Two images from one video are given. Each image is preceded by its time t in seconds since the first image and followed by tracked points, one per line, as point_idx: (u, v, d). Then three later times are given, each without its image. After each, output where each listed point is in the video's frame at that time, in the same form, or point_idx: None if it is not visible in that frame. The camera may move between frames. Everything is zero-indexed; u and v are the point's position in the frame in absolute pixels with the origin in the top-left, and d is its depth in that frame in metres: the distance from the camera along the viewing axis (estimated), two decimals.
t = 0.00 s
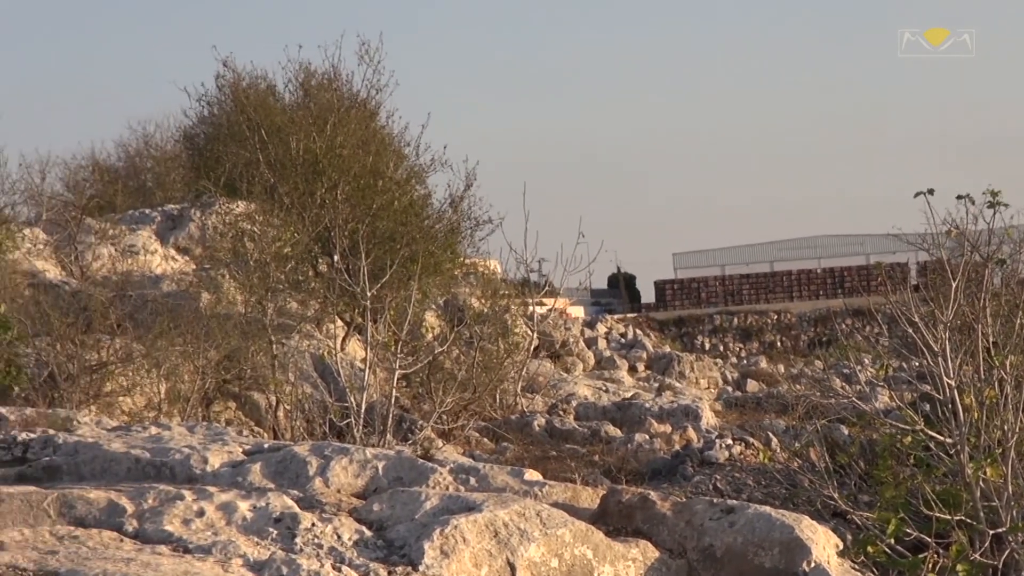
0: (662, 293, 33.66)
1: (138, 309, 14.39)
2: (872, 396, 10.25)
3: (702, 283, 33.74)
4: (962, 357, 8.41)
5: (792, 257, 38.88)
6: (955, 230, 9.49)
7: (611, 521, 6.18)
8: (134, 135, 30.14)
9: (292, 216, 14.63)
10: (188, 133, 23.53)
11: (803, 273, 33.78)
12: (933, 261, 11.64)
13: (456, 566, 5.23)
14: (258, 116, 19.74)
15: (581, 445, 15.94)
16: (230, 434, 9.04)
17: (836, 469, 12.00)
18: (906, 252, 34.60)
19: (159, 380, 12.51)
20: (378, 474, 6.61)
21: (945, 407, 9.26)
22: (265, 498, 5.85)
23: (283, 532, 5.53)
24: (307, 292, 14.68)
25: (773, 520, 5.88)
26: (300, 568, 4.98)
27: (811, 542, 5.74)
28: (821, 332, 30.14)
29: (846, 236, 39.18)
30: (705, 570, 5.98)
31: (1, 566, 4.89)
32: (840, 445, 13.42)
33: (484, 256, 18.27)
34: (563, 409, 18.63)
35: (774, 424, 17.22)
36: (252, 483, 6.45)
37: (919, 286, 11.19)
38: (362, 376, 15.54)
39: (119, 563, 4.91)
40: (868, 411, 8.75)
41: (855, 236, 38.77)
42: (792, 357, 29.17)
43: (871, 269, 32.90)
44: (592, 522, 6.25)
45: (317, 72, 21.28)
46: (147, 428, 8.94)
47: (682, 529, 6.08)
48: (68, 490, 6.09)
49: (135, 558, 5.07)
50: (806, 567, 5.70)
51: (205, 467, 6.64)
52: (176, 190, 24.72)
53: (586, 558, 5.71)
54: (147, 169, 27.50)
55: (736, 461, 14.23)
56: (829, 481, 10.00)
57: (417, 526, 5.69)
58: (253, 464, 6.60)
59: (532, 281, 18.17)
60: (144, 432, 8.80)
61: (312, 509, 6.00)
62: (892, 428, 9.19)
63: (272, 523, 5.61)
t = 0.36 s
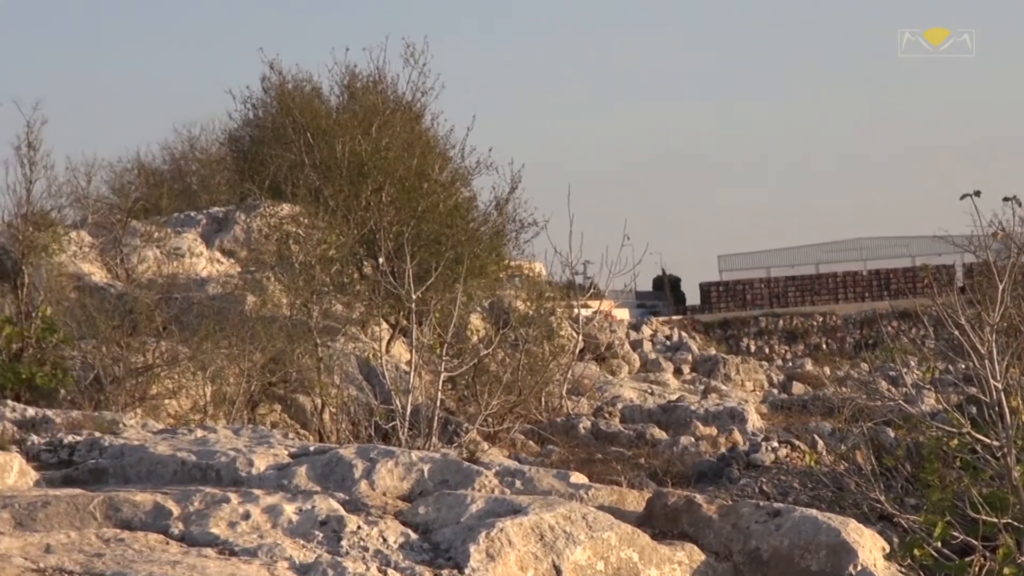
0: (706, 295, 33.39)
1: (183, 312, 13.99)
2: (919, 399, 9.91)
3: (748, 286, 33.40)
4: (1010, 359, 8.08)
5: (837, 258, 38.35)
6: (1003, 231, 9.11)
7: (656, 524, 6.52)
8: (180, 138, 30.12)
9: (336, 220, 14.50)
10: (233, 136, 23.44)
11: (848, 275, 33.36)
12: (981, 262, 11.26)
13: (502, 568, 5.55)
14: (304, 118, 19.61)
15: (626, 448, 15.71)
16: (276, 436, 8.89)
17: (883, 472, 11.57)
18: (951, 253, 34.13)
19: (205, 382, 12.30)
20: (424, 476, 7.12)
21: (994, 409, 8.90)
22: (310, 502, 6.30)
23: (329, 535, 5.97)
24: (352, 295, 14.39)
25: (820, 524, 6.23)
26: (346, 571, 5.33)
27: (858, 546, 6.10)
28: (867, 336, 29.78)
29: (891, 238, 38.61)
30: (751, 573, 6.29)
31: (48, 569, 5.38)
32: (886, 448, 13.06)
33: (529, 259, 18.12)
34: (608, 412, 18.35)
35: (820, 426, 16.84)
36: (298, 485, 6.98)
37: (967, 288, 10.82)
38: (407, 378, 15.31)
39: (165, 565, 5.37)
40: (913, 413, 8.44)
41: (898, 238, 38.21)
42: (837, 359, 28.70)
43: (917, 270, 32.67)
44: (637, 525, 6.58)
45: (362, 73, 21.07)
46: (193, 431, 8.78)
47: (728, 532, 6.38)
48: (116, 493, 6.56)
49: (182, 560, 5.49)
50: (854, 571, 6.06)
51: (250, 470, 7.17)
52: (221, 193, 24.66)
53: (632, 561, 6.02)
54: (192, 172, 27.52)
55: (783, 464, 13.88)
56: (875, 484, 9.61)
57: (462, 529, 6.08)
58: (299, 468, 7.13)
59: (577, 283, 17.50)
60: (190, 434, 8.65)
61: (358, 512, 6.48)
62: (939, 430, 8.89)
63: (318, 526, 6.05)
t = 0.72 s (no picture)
0: (752, 297, 32.92)
1: (229, 313, 13.85)
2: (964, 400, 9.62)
3: (793, 287, 32.79)
4: None
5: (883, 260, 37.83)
6: None
7: (702, 525, 6.52)
8: (226, 141, 30.15)
9: (381, 222, 14.29)
10: (279, 138, 23.38)
11: (893, 276, 32.82)
12: None
13: (547, 570, 5.54)
14: (349, 120, 19.50)
15: (671, 449, 15.49)
16: (321, 438, 8.77)
17: (929, 473, 11.30)
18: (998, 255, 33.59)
19: (250, 385, 12.13)
20: (469, 478, 7.18)
21: None
22: (356, 502, 6.37)
23: (374, 536, 6.09)
24: (397, 296, 14.05)
25: (865, 525, 6.21)
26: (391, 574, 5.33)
27: (903, 547, 6.06)
28: (913, 336, 29.27)
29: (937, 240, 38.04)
30: (797, 573, 6.27)
31: (95, 570, 5.44)
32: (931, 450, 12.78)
33: (574, 261, 17.92)
34: (654, 414, 18.11)
35: (866, 427, 16.53)
36: (343, 486, 6.97)
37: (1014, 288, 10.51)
38: (453, 379, 15.17)
39: (211, 567, 5.47)
40: (959, 413, 8.18)
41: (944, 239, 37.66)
42: (882, 360, 28.29)
43: (962, 272, 32.13)
44: (683, 526, 6.59)
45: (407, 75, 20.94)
46: (239, 433, 8.68)
47: (774, 533, 6.38)
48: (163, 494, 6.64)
49: (228, 562, 5.59)
50: (899, 571, 6.03)
51: (295, 471, 7.24)
52: (266, 195, 24.64)
53: (678, 563, 6.00)
54: (238, 174, 27.55)
55: (828, 465, 13.60)
56: (921, 485, 9.33)
57: (507, 530, 6.21)
58: (345, 469, 7.17)
59: (623, 285, 17.21)
60: (236, 436, 8.54)
61: (404, 513, 6.56)
62: (988, 432, 8.63)
63: (363, 527, 6.15)
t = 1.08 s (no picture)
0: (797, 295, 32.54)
1: (273, 312, 13.58)
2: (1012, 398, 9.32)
3: (838, 285, 32.53)
4: None
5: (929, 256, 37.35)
6: None
7: (747, 524, 6.40)
8: (271, 141, 30.15)
9: (426, 221, 14.11)
10: (323, 137, 23.32)
11: (939, 273, 32.43)
12: None
13: (592, 568, 5.52)
14: (392, 118, 19.41)
15: (716, 448, 15.28)
16: (368, 436, 8.65)
17: (976, 471, 11.06)
18: None
19: (295, 383, 12.01)
20: (515, 476, 7.10)
21: None
22: (400, 501, 6.48)
23: (420, 536, 6.16)
24: (442, 296, 13.94)
25: (912, 523, 6.09)
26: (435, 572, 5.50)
27: (950, 545, 5.94)
28: (960, 334, 28.84)
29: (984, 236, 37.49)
30: (843, 573, 6.17)
31: (141, 569, 5.60)
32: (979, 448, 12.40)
33: (619, 259, 17.73)
34: (699, 412, 17.89)
35: (912, 425, 16.23)
36: (388, 486, 6.98)
37: None
38: (498, 378, 15.06)
39: (257, 567, 5.60)
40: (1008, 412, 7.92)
41: (992, 235, 37.11)
42: (929, 358, 27.87)
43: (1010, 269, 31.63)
44: (728, 524, 6.47)
45: (451, 73, 20.82)
46: (284, 432, 8.58)
47: (819, 531, 6.28)
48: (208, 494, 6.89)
49: (274, 561, 5.71)
50: (946, 570, 5.92)
51: (341, 470, 7.33)
52: (311, 195, 24.62)
53: (724, 561, 5.97)
54: (281, 173, 27.60)
55: (875, 464, 13.34)
56: (968, 484, 9.12)
57: (553, 529, 6.22)
58: (390, 468, 7.14)
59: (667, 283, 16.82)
60: (281, 435, 8.44)
61: (449, 513, 6.55)
62: None
63: (409, 526, 6.23)
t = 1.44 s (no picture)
0: (840, 294, 32.20)
1: (315, 311, 13.41)
2: None
3: (881, 284, 32.14)
4: None
5: (973, 254, 36.80)
6: None
7: (790, 523, 6.65)
8: (313, 140, 30.13)
9: (467, 220, 13.93)
10: (365, 137, 23.24)
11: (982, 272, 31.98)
12: None
13: (635, 567, 5.77)
14: (435, 117, 19.31)
15: (759, 447, 15.08)
16: (410, 436, 8.54)
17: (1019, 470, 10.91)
18: None
19: (338, 383, 11.85)
20: (556, 476, 7.22)
21: None
22: (443, 501, 6.68)
23: (463, 535, 6.35)
24: (485, 294, 13.86)
25: (955, 522, 6.37)
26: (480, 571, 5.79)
27: (992, 544, 6.23)
28: (1003, 333, 28.42)
29: None
30: (886, 570, 6.46)
31: (184, 569, 5.83)
32: None
33: (662, 258, 17.50)
34: (742, 411, 17.69)
35: (956, 424, 16.00)
36: (431, 485, 7.07)
37: None
38: (541, 377, 14.96)
39: (300, 565, 5.81)
40: None
41: None
42: (973, 357, 27.49)
43: None
44: (772, 523, 6.73)
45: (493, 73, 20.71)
46: (326, 431, 8.50)
47: (862, 530, 6.55)
48: (251, 491, 7.00)
49: (317, 560, 5.92)
50: (988, 568, 6.22)
51: (383, 470, 7.28)
52: (353, 194, 24.57)
53: (767, 560, 6.23)
54: (324, 172, 27.61)
55: (918, 463, 13.08)
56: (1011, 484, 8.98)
57: (594, 528, 6.42)
58: (432, 467, 7.22)
59: (710, 283, 16.72)
60: (324, 434, 8.37)
61: (491, 512, 6.71)
62: None
63: (451, 525, 6.43)
